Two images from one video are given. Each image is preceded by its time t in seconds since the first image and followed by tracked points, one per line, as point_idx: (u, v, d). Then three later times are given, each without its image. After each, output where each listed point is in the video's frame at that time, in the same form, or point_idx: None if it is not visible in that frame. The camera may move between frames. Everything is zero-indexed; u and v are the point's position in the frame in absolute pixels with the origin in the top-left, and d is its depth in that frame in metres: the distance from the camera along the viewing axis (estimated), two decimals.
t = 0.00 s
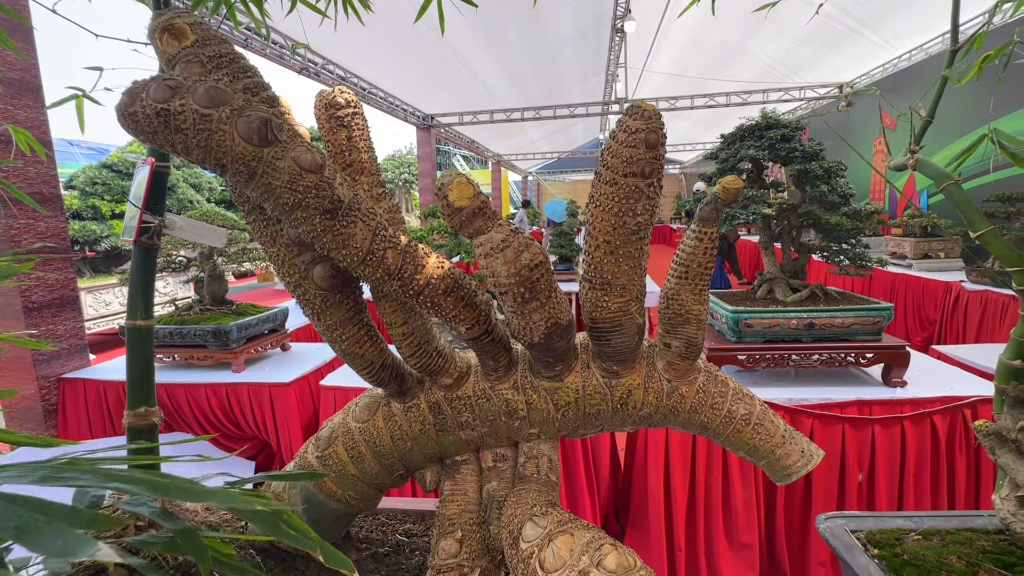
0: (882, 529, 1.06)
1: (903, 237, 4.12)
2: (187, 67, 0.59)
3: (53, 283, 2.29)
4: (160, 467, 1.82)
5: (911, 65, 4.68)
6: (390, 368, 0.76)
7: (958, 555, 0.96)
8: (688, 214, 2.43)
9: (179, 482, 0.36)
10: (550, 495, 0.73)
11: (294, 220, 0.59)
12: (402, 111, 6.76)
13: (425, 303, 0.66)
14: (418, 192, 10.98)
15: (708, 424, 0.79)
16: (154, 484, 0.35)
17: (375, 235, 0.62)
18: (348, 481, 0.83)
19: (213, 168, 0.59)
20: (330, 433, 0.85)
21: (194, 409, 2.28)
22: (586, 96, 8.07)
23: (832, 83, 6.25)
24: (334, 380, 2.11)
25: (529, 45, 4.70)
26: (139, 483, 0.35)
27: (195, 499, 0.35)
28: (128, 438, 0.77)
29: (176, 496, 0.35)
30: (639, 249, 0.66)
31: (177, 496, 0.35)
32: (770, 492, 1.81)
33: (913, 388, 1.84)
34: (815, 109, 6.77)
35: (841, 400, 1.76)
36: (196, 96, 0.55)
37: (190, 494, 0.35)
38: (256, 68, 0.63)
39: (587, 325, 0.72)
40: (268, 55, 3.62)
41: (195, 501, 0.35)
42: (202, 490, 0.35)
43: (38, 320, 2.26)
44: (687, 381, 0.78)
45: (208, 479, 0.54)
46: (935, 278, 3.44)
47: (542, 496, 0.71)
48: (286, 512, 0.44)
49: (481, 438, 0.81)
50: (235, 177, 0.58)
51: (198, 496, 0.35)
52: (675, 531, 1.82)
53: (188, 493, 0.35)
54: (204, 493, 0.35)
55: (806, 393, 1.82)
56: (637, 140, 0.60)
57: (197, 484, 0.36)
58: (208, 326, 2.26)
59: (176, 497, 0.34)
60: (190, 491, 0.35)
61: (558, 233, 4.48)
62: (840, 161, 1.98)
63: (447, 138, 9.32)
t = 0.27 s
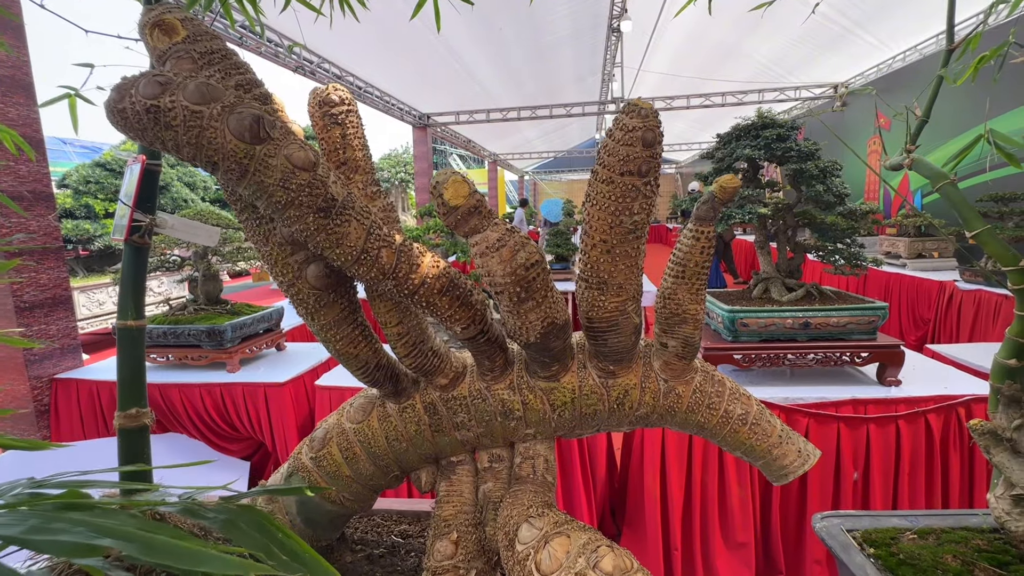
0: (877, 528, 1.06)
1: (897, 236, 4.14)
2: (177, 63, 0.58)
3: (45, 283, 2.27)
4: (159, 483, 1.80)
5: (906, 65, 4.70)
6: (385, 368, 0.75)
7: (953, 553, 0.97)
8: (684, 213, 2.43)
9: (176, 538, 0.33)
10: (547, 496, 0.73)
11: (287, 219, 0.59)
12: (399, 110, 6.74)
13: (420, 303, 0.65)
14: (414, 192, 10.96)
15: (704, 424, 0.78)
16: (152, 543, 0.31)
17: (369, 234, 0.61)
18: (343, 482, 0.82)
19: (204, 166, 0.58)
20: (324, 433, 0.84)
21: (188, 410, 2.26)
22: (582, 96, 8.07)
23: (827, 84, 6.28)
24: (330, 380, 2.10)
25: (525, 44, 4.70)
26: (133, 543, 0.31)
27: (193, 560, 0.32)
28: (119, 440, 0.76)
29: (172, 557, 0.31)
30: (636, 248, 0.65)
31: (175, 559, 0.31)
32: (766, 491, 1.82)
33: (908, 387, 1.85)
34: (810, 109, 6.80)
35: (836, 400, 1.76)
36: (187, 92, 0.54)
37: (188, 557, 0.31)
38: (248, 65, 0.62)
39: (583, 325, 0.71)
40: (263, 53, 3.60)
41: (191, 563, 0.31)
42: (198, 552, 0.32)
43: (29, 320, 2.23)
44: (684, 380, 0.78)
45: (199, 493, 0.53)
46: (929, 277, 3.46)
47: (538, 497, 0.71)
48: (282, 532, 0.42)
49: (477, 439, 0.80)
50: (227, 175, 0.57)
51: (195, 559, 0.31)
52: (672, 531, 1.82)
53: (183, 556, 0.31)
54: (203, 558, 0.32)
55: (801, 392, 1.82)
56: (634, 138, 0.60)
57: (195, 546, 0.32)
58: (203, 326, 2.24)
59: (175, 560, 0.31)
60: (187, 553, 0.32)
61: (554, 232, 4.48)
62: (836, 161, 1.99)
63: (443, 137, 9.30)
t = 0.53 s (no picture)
0: (869, 526, 1.07)
1: (888, 236, 4.17)
2: (168, 61, 0.57)
3: (34, 282, 2.24)
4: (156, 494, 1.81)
5: (897, 67, 4.74)
6: (378, 369, 0.75)
7: (943, 551, 0.97)
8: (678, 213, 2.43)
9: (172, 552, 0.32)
10: (541, 497, 0.73)
11: (279, 219, 0.58)
12: (393, 109, 6.72)
13: (413, 303, 0.65)
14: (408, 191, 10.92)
15: (697, 423, 0.79)
16: (144, 557, 0.31)
17: (362, 235, 0.60)
18: (336, 484, 0.82)
19: (195, 166, 0.58)
20: (317, 434, 0.84)
21: (180, 411, 2.25)
22: (577, 95, 8.08)
23: (819, 85, 6.33)
24: (323, 380, 2.09)
25: (520, 43, 4.70)
26: (130, 558, 0.31)
27: None
28: (109, 442, 0.75)
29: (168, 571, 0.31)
30: (630, 248, 0.66)
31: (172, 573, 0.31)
32: (759, 490, 1.83)
33: (898, 386, 1.86)
34: (803, 110, 6.85)
35: (828, 399, 1.77)
36: (178, 91, 0.54)
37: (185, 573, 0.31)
38: (240, 64, 0.61)
39: (577, 325, 0.71)
40: (256, 51, 3.58)
41: None
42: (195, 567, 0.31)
43: (18, 320, 2.20)
44: (678, 381, 0.78)
45: (190, 500, 0.52)
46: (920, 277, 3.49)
47: (532, 498, 0.71)
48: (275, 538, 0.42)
49: (471, 440, 0.80)
50: (219, 174, 0.57)
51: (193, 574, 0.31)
52: (665, 530, 1.83)
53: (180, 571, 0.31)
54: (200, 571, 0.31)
55: (794, 392, 1.84)
56: (628, 139, 0.60)
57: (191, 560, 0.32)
58: (195, 326, 2.22)
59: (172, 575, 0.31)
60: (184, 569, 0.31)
61: (548, 231, 4.48)
62: (828, 161, 2.00)
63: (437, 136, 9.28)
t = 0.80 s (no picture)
0: (857, 523, 1.08)
1: (876, 237, 4.23)
2: (156, 57, 0.56)
3: (18, 282, 2.20)
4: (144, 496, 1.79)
5: (885, 69, 4.80)
6: (370, 369, 0.74)
7: (929, 548, 0.99)
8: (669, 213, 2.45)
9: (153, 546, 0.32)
10: (533, 496, 0.73)
11: (269, 217, 0.58)
12: (385, 108, 6.69)
13: (405, 303, 0.64)
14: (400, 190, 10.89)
15: (689, 422, 0.79)
16: (124, 549, 0.31)
17: (354, 233, 0.60)
18: (327, 485, 0.81)
19: (183, 163, 0.57)
20: (308, 435, 0.83)
21: (169, 412, 2.22)
22: (569, 96, 8.10)
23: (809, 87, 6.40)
24: (314, 380, 2.07)
25: (512, 43, 4.70)
26: (108, 551, 0.30)
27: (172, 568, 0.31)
28: (94, 444, 0.74)
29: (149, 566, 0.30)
30: (622, 248, 0.66)
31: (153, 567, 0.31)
32: (749, 488, 1.84)
33: (886, 384, 1.89)
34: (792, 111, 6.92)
35: (817, 397, 1.79)
36: (165, 87, 0.53)
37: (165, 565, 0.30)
38: (229, 60, 0.60)
39: (570, 324, 0.71)
40: (247, 49, 3.54)
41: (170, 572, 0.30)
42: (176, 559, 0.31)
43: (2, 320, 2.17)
44: (669, 380, 0.78)
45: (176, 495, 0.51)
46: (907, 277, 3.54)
47: (524, 498, 0.71)
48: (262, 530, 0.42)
49: (463, 439, 0.80)
50: (207, 172, 0.56)
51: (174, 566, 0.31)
52: (657, 529, 1.84)
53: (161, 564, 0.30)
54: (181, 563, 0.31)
55: (784, 390, 1.85)
56: (619, 139, 0.60)
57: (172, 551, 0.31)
58: (183, 325, 2.20)
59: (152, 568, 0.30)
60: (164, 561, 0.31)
61: (541, 232, 4.49)
62: (817, 163, 2.02)
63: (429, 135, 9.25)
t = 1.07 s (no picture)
0: (841, 520, 1.10)
1: (860, 238, 4.29)
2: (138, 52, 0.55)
3: None
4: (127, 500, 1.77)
5: (869, 73, 4.88)
6: (358, 369, 0.74)
7: (912, 543, 1.00)
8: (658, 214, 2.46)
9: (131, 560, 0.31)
10: (522, 496, 0.73)
11: (255, 216, 0.57)
12: (374, 106, 6.64)
13: (394, 303, 0.64)
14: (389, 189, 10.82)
15: (677, 422, 0.79)
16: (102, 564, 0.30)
17: (342, 232, 0.59)
18: (314, 486, 0.80)
19: (167, 160, 0.56)
20: (295, 436, 0.82)
21: (152, 413, 2.18)
22: (559, 96, 8.11)
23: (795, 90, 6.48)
24: (302, 380, 2.05)
25: (502, 42, 4.69)
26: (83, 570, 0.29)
27: None
28: (74, 446, 0.72)
29: None
30: (611, 248, 0.66)
31: None
32: (736, 487, 1.86)
33: (869, 383, 1.92)
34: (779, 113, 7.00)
35: (802, 396, 1.81)
36: (148, 83, 0.52)
37: None
38: (214, 56, 0.59)
39: (559, 324, 0.71)
40: (233, 45, 3.49)
41: None
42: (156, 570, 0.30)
43: None
44: (658, 379, 0.79)
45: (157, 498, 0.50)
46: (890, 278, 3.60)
47: (513, 498, 0.70)
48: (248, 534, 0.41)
49: (452, 440, 0.79)
50: (191, 169, 0.55)
51: None
52: (645, 528, 1.85)
53: None
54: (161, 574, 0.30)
55: (770, 389, 1.87)
56: (609, 139, 0.60)
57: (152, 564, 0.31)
58: (168, 325, 2.16)
59: None
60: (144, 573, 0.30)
61: (530, 231, 4.49)
62: (803, 165, 2.04)
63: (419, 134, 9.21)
